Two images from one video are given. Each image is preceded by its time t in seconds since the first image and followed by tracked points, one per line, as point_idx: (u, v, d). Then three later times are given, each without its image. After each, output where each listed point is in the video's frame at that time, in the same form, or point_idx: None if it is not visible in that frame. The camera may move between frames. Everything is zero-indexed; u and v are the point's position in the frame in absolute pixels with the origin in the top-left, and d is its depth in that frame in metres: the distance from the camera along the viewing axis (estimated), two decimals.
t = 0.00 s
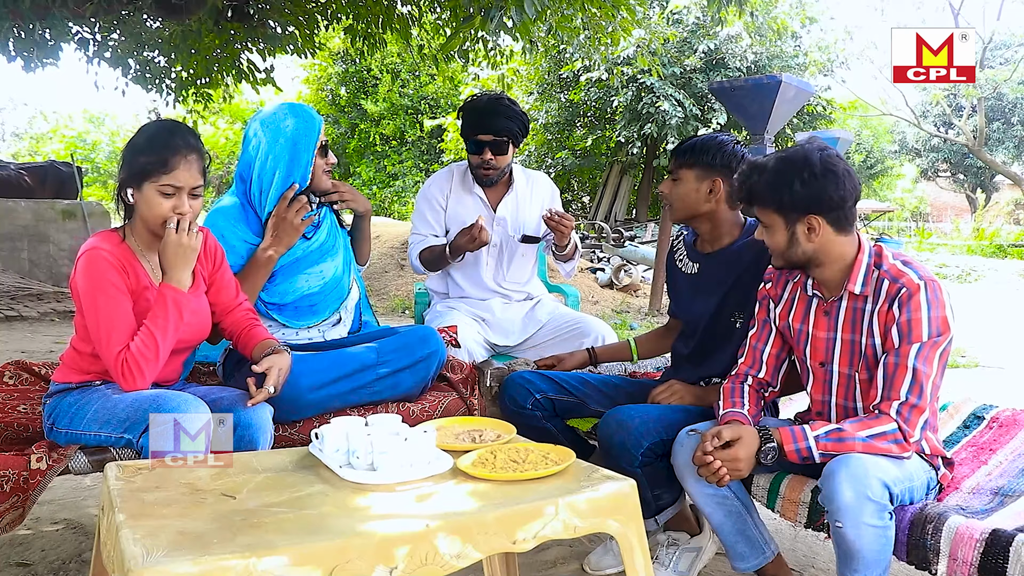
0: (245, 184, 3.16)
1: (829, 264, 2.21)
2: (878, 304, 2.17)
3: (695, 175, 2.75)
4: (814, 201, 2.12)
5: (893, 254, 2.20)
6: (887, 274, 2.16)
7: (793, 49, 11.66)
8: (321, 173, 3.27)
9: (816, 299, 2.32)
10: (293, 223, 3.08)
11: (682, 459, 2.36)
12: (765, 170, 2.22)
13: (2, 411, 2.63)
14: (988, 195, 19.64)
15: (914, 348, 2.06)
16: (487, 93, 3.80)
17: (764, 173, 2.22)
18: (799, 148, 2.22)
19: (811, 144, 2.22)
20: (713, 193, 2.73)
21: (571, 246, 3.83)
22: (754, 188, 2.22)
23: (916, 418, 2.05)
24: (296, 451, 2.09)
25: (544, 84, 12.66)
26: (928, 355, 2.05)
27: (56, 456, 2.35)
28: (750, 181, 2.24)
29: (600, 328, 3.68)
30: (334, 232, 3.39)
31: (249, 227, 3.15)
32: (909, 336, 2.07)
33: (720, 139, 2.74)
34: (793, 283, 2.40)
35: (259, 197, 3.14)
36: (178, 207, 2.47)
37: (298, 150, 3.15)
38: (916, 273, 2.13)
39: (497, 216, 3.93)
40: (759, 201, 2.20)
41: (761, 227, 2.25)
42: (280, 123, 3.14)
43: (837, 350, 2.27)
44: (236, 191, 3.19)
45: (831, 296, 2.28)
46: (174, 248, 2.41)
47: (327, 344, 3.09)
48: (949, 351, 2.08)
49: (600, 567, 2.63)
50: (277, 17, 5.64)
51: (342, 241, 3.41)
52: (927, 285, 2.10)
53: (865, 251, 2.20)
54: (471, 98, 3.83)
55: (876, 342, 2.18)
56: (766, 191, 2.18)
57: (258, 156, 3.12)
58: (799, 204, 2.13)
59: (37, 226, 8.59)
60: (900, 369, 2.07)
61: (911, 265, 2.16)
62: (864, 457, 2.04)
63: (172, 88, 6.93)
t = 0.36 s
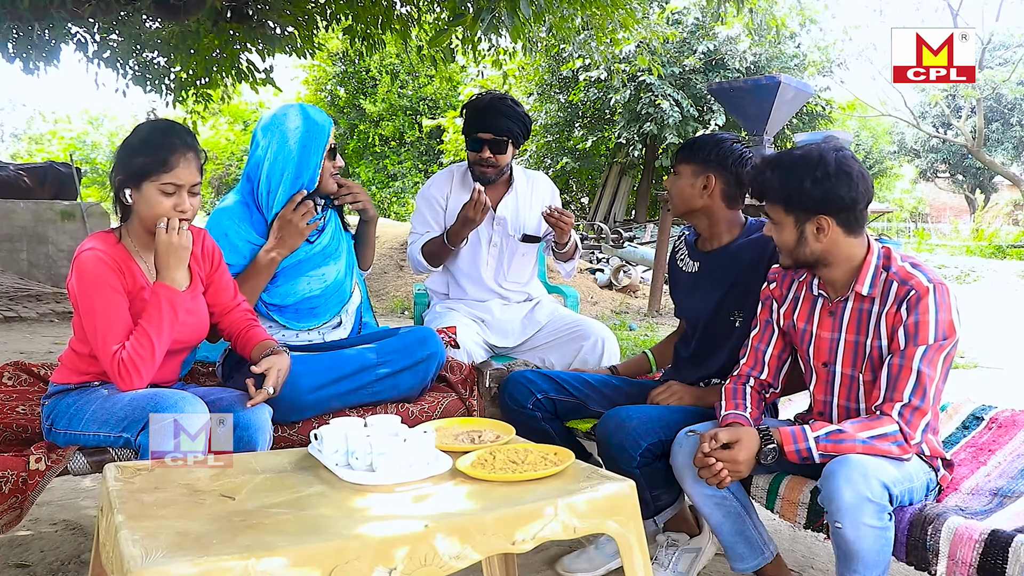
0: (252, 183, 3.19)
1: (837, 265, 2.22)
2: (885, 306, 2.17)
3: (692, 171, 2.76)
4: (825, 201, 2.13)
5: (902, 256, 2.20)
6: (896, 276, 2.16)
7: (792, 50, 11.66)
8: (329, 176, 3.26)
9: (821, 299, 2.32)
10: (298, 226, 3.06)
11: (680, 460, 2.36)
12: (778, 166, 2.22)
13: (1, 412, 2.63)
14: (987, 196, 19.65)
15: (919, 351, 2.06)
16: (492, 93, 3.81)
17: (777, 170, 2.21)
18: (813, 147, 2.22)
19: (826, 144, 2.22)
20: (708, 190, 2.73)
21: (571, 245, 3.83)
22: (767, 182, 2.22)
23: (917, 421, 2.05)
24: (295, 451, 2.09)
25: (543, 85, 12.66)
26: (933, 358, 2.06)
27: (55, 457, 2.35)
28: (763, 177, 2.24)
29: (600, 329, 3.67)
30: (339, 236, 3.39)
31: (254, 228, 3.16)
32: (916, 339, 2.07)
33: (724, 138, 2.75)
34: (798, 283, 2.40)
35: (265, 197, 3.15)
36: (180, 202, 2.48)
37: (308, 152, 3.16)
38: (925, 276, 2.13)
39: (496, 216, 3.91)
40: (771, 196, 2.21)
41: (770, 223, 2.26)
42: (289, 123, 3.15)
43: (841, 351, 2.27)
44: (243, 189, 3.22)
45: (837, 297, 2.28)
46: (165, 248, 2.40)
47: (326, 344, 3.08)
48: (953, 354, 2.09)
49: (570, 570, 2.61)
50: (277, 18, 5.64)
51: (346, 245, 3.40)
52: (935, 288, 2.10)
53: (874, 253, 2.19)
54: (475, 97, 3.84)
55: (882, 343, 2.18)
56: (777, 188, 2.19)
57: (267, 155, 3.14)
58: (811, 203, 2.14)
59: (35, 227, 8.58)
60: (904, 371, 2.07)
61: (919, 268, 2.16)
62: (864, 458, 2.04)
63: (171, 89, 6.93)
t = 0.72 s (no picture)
0: (261, 182, 3.18)
1: (840, 266, 2.22)
2: (888, 307, 2.17)
3: (718, 179, 2.71)
4: (831, 201, 2.13)
5: (905, 257, 2.20)
6: (899, 276, 2.16)
7: (792, 50, 11.67)
8: (337, 176, 3.28)
9: (824, 299, 2.31)
10: (308, 226, 3.08)
11: (680, 461, 2.36)
12: (783, 167, 2.23)
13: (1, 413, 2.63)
14: (987, 196, 19.66)
15: (922, 352, 2.06)
16: (493, 94, 3.81)
17: (782, 172, 2.22)
18: (816, 148, 2.23)
19: (832, 144, 2.24)
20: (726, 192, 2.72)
21: (571, 245, 3.84)
22: (770, 184, 2.24)
23: (918, 422, 2.05)
24: (295, 452, 2.09)
25: (544, 86, 12.67)
26: (935, 359, 2.06)
27: (55, 458, 2.34)
28: (769, 178, 2.25)
29: (600, 331, 3.67)
30: (345, 236, 3.39)
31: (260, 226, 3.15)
32: (918, 340, 2.07)
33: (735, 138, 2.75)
34: (800, 282, 2.40)
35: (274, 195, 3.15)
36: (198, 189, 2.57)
37: (317, 150, 3.18)
38: (928, 277, 2.13)
39: (497, 217, 3.90)
40: (775, 196, 2.21)
41: (774, 224, 2.26)
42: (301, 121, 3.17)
43: (843, 351, 2.27)
44: (251, 188, 3.22)
45: (839, 297, 2.28)
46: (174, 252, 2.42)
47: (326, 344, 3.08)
48: (956, 356, 2.09)
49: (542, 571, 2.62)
50: (278, 19, 5.64)
51: (352, 245, 3.41)
52: (939, 289, 2.10)
53: (878, 254, 2.19)
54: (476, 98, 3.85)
55: (885, 344, 2.17)
56: (782, 188, 2.19)
57: (276, 154, 3.14)
58: (815, 203, 2.15)
59: (36, 227, 8.58)
60: (906, 372, 2.07)
61: (923, 268, 2.16)
62: (864, 459, 2.04)
63: (171, 90, 6.94)
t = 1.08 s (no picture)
0: (264, 184, 3.20)
1: (841, 266, 2.22)
2: (889, 307, 2.17)
3: (727, 185, 2.72)
4: (833, 200, 2.13)
5: (905, 257, 2.19)
6: (900, 277, 2.16)
7: (792, 51, 11.67)
8: (334, 181, 3.25)
9: (824, 299, 2.31)
10: (310, 234, 3.07)
11: (680, 461, 2.37)
12: (785, 167, 2.22)
13: None
14: (986, 197, 19.67)
15: (922, 352, 2.06)
16: (490, 95, 3.81)
17: (785, 173, 2.21)
18: (817, 147, 2.23)
19: (832, 144, 2.24)
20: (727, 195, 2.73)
21: (571, 247, 3.84)
22: (773, 185, 2.23)
23: (918, 422, 2.05)
24: (294, 453, 2.09)
25: (543, 86, 12.67)
26: (935, 360, 2.06)
27: (55, 458, 2.34)
28: (770, 177, 2.24)
29: (600, 332, 3.68)
30: (348, 238, 3.39)
31: (262, 227, 3.15)
32: (918, 340, 2.07)
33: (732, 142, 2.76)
34: (800, 283, 2.40)
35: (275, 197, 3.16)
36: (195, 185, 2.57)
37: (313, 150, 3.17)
38: (928, 277, 2.13)
39: (496, 218, 3.93)
40: (777, 196, 2.21)
41: (775, 224, 2.26)
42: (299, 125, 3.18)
43: (843, 351, 2.27)
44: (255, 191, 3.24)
45: (839, 297, 2.28)
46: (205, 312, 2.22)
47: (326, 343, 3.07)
48: (956, 356, 2.09)
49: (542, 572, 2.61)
50: (277, 20, 5.64)
51: (354, 247, 3.40)
52: (939, 289, 2.10)
53: (878, 254, 2.19)
54: (474, 100, 3.84)
55: (885, 345, 2.17)
56: (784, 187, 2.19)
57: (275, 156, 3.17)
58: (817, 202, 2.15)
59: (35, 228, 8.57)
60: (906, 372, 2.07)
61: (923, 269, 2.16)
62: (864, 460, 2.04)
63: (169, 91, 6.94)
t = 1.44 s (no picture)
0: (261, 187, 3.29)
1: (841, 266, 2.22)
2: (888, 307, 2.17)
3: (715, 185, 2.71)
4: (835, 199, 2.13)
5: (904, 258, 2.19)
6: (898, 277, 2.16)
7: (793, 52, 11.67)
8: (316, 186, 3.22)
9: (823, 300, 2.32)
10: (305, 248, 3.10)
11: (680, 461, 2.37)
12: (786, 165, 2.22)
13: None
14: (986, 198, 19.68)
15: (921, 353, 2.06)
16: (491, 94, 3.80)
17: (785, 170, 2.21)
18: (816, 146, 2.23)
19: (833, 143, 2.24)
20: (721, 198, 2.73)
21: (571, 247, 3.84)
22: (774, 183, 2.22)
23: (917, 423, 2.05)
24: (294, 454, 2.09)
25: (543, 87, 12.67)
26: (935, 360, 2.06)
27: (55, 459, 2.34)
28: (771, 175, 2.24)
29: (600, 332, 3.68)
30: (346, 241, 3.39)
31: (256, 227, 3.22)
32: (917, 340, 2.07)
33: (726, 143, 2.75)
34: (799, 283, 2.40)
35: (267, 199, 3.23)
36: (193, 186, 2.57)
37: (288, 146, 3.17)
38: (927, 277, 2.13)
39: (497, 220, 3.92)
40: (777, 194, 2.21)
41: (776, 223, 2.25)
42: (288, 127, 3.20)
43: (842, 351, 2.27)
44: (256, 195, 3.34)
45: (838, 297, 2.28)
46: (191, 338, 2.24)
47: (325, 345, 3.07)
48: (956, 356, 2.09)
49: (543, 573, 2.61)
50: (277, 20, 5.64)
51: (352, 249, 3.41)
52: (937, 289, 2.10)
53: (877, 254, 2.19)
54: (474, 99, 3.84)
55: (884, 345, 2.18)
56: (787, 185, 2.19)
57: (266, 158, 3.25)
58: (818, 200, 2.15)
59: (35, 228, 8.56)
60: (905, 373, 2.07)
61: (922, 269, 2.16)
62: (864, 460, 2.04)
63: (169, 91, 6.93)
